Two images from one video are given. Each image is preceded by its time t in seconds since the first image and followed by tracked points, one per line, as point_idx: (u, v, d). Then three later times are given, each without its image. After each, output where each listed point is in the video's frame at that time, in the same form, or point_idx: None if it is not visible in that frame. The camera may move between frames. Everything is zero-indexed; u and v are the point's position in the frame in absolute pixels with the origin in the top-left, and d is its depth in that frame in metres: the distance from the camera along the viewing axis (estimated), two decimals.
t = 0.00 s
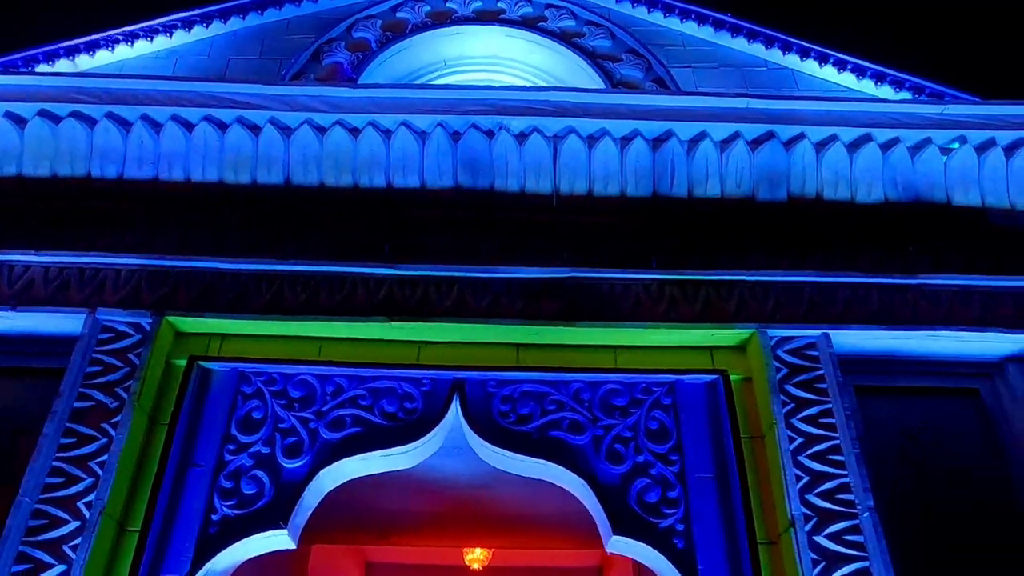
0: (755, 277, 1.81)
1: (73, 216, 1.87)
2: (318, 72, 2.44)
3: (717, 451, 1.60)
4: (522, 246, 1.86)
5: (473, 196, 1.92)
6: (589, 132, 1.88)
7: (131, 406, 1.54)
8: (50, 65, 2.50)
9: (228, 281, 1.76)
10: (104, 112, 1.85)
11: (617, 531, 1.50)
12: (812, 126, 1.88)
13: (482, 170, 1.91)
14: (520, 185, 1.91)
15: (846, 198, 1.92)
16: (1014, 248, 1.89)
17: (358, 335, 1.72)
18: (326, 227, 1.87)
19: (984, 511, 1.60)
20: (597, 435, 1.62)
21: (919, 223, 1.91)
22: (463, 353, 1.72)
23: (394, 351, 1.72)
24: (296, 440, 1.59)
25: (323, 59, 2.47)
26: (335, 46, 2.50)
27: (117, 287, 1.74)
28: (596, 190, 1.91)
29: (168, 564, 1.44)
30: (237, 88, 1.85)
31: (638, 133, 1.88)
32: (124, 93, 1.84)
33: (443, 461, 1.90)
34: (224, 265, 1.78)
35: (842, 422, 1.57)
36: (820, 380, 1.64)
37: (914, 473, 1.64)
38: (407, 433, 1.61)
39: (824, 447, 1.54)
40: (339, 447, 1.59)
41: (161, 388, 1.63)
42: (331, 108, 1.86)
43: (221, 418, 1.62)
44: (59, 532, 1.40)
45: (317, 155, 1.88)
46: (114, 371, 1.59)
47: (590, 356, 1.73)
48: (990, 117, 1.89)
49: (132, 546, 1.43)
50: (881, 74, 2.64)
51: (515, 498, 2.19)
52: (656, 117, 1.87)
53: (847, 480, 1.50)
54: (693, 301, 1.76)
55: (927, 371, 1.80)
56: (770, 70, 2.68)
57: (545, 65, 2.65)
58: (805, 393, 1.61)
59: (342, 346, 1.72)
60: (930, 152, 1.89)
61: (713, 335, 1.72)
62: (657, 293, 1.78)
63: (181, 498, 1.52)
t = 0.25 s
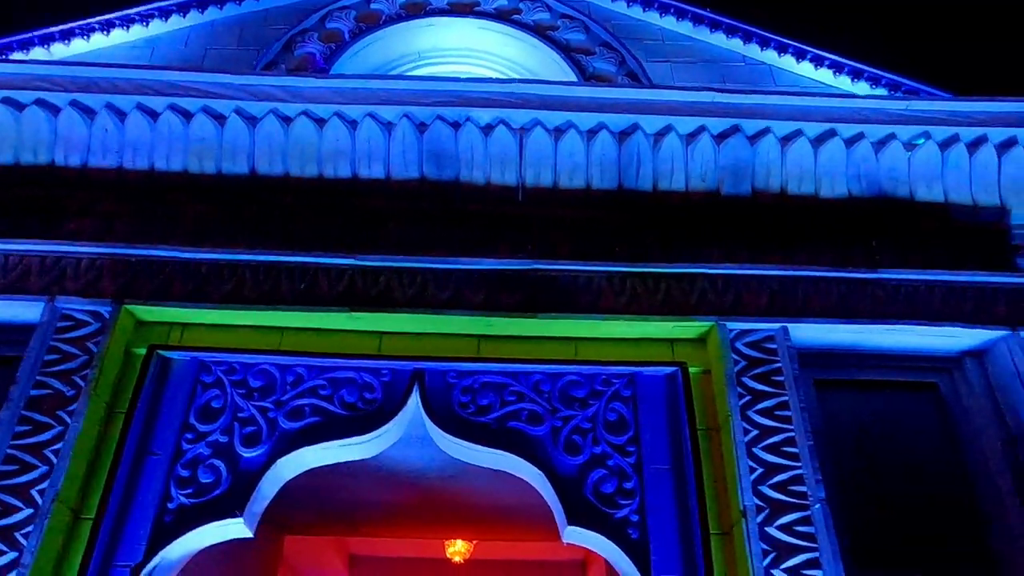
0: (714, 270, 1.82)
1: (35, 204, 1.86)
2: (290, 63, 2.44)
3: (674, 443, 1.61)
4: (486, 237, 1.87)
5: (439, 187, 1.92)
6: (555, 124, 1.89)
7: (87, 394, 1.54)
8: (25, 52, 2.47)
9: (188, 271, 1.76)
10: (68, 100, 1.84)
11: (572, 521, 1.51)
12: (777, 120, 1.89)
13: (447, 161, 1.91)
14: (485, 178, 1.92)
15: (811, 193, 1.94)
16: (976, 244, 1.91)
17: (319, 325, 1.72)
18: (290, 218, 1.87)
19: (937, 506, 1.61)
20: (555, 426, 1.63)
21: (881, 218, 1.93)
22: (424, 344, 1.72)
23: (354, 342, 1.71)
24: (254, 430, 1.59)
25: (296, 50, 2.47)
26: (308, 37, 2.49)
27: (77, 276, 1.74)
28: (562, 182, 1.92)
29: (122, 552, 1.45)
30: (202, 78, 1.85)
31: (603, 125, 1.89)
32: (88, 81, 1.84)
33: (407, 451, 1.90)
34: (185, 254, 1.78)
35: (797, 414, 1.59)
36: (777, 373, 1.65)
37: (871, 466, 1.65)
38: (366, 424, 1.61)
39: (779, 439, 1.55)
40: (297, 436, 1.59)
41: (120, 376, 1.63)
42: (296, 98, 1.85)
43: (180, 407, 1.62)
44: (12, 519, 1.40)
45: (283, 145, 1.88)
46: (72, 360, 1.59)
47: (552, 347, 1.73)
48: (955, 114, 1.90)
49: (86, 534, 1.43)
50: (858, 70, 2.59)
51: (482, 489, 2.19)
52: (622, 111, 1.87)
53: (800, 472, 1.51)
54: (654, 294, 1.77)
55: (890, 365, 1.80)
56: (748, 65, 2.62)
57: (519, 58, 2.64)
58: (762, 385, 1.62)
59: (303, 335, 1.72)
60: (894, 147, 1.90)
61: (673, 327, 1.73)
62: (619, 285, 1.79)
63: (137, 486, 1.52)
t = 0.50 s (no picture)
0: (684, 264, 1.83)
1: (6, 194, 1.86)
2: (268, 54, 2.43)
3: (643, 435, 1.62)
4: (459, 230, 1.88)
5: (413, 179, 1.93)
6: (530, 117, 1.89)
7: (55, 384, 1.54)
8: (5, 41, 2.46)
9: (159, 262, 1.76)
10: (40, 89, 1.83)
11: (540, 512, 1.52)
12: (751, 115, 1.89)
13: (422, 153, 1.91)
14: (460, 170, 1.93)
15: (784, 187, 1.95)
16: (946, 239, 1.92)
17: (291, 316, 1.72)
18: (262, 210, 1.88)
19: (904, 497, 1.62)
20: (525, 418, 1.63)
21: (853, 212, 1.95)
22: (395, 336, 1.72)
23: (325, 333, 1.72)
24: (224, 420, 1.60)
25: (274, 41, 2.46)
26: (287, 28, 2.48)
27: (48, 266, 1.73)
28: (536, 176, 1.93)
29: (88, 541, 1.45)
30: (174, 67, 1.83)
31: (578, 119, 1.89)
32: (60, 71, 1.83)
33: (379, 442, 1.90)
34: (157, 244, 1.78)
35: (764, 407, 1.60)
36: (745, 366, 1.66)
37: (838, 459, 1.66)
38: (336, 415, 1.61)
39: (746, 432, 1.56)
40: (267, 427, 1.60)
41: (89, 367, 1.62)
42: (270, 90, 1.84)
43: (149, 397, 1.62)
44: None
45: (257, 137, 1.89)
46: (40, 349, 1.59)
47: (523, 340, 1.74)
48: (928, 110, 1.90)
49: (52, 524, 1.44)
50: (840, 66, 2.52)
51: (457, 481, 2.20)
52: (596, 105, 1.87)
53: (766, 464, 1.52)
54: (625, 287, 1.78)
55: (859, 359, 1.81)
56: (731, 61, 2.58)
57: (499, 51, 2.64)
58: (729, 378, 1.64)
59: (275, 327, 1.72)
60: (867, 143, 1.91)
61: (643, 320, 1.73)
62: (590, 278, 1.79)
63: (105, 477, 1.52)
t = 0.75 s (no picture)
0: (662, 255, 1.84)
1: None
2: (251, 43, 2.43)
3: (619, 424, 1.63)
4: (440, 220, 1.88)
5: (393, 169, 1.93)
6: (510, 108, 1.89)
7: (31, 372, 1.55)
8: None
9: (137, 250, 1.75)
10: (19, 76, 1.83)
11: (515, 501, 1.53)
12: (731, 108, 1.89)
13: (402, 143, 1.91)
14: (440, 160, 1.93)
15: (763, 180, 1.96)
16: (924, 235, 1.93)
17: (269, 305, 1.72)
18: (241, 199, 1.87)
19: (876, 487, 1.64)
20: (502, 407, 1.64)
21: (831, 205, 1.96)
22: (374, 325, 1.73)
23: (303, 323, 1.72)
24: (201, 409, 1.60)
25: (257, 31, 2.45)
26: (270, 17, 2.47)
27: (26, 254, 1.73)
28: (516, 166, 1.93)
29: (64, 529, 1.46)
30: (152, 56, 1.83)
31: (558, 110, 1.89)
32: (37, 57, 1.82)
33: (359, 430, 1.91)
34: (135, 233, 1.78)
35: (738, 397, 1.61)
36: (721, 357, 1.67)
37: (812, 449, 1.67)
38: (313, 404, 1.62)
39: (720, 422, 1.58)
40: (244, 415, 1.60)
41: (65, 355, 1.63)
42: (249, 79, 1.84)
43: (126, 385, 1.62)
44: None
45: (237, 125, 1.89)
46: (17, 338, 1.60)
47: (500, 330, 1.75)
48: (907, 103, 1.91)
49: (27, 511, 1.44)
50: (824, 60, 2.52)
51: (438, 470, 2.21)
52: (578, 96, 1.87)
53: (739, 454, 1.53)
54: (603, 278, 1.79)
55: (834, 350, 1.82)
56: (717, 54, 2.58)
57: (482, 41, 2.64)
58: (705, 369, 1.65)
59: (253, 317, 1.72)
60: (845, 136, 1.93)
61: (620, 311, 1.74)
62: (568, 269, 1.80)
63: (81, 464, 1.52)
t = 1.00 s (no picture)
0: (644, 240, 1.84)
1: None
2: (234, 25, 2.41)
3: (597, 408, 1.65)
4: (423, 203, 1.88)
5: (376, 152, 1.93)
6: (494, 93, 1.89)
7: (9, 353, 1.54)
8: None
9: (117, 232, 1.75)
10: None
11: (494, 482, 1.54)
12: (713, 94, 1.90)
13: (385, 127, 1.91)
14: (422, 144, 1.93)
15: (744, 166, 1.97)
16: (904, 222, 1.94)
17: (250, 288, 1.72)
18: (222, 181, 1.87)
19: (851, 470, 1.66)
20: (482, 390, 1.66)
21: (811, 191, 1.97)
22: (355, 309, 1.73)
23: (284, 306, 1.72)
24: (181, 391, 1.60)
25: (240, 12, 2.43)
26: None
27: (4, 235, 1.72)
28: (498, 151, 1.93)
29: (43, 509, 1.46)
30: (132, 36, 1.82)
31: (541, 95, 1.90)
32: (15, 37, 1.81)
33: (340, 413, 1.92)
34: (115, 214, 1.77)
35: (716, 381, 1.63)
36: (699, 342, 1.69)
37: (788, 433, 1.69)
38: (294, 386, 1.63)
39: (697, 405, 1.59)
40: (225, 397, 1.61)
41: (45, 337, 1.62)
42: (231, 61, 1.84)
43: (106, 367, 1.62)
44: None
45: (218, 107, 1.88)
46: None
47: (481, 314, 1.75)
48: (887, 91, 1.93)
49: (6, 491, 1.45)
50: (810, 48, 2.53)
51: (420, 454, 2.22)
52: (561, 81, 1.87)
53: (715, 437, 1.55)
54: (585, 263, 1.79)
55: (812, 336, 1.84)
56: (704, 40, 2.58)
57: (465, 25, 2.63)
58: (683, 353, 1.66)
59: (234, 299, 1.72)
60: (825, 124, 1.94)
61: (601, 296, 1.75)
62: (550, 254, 1.81)
63: (60, 445, 1.53)
